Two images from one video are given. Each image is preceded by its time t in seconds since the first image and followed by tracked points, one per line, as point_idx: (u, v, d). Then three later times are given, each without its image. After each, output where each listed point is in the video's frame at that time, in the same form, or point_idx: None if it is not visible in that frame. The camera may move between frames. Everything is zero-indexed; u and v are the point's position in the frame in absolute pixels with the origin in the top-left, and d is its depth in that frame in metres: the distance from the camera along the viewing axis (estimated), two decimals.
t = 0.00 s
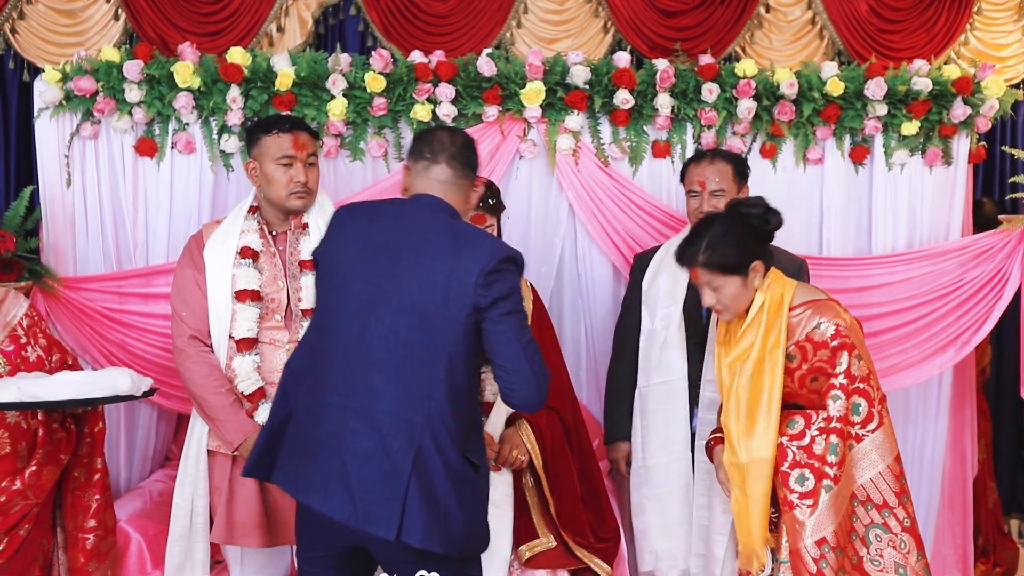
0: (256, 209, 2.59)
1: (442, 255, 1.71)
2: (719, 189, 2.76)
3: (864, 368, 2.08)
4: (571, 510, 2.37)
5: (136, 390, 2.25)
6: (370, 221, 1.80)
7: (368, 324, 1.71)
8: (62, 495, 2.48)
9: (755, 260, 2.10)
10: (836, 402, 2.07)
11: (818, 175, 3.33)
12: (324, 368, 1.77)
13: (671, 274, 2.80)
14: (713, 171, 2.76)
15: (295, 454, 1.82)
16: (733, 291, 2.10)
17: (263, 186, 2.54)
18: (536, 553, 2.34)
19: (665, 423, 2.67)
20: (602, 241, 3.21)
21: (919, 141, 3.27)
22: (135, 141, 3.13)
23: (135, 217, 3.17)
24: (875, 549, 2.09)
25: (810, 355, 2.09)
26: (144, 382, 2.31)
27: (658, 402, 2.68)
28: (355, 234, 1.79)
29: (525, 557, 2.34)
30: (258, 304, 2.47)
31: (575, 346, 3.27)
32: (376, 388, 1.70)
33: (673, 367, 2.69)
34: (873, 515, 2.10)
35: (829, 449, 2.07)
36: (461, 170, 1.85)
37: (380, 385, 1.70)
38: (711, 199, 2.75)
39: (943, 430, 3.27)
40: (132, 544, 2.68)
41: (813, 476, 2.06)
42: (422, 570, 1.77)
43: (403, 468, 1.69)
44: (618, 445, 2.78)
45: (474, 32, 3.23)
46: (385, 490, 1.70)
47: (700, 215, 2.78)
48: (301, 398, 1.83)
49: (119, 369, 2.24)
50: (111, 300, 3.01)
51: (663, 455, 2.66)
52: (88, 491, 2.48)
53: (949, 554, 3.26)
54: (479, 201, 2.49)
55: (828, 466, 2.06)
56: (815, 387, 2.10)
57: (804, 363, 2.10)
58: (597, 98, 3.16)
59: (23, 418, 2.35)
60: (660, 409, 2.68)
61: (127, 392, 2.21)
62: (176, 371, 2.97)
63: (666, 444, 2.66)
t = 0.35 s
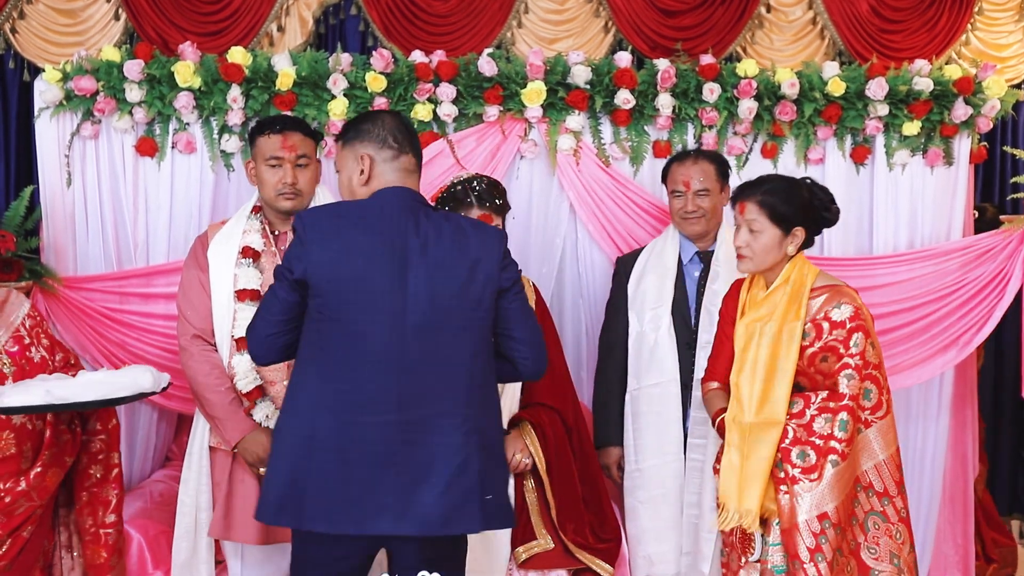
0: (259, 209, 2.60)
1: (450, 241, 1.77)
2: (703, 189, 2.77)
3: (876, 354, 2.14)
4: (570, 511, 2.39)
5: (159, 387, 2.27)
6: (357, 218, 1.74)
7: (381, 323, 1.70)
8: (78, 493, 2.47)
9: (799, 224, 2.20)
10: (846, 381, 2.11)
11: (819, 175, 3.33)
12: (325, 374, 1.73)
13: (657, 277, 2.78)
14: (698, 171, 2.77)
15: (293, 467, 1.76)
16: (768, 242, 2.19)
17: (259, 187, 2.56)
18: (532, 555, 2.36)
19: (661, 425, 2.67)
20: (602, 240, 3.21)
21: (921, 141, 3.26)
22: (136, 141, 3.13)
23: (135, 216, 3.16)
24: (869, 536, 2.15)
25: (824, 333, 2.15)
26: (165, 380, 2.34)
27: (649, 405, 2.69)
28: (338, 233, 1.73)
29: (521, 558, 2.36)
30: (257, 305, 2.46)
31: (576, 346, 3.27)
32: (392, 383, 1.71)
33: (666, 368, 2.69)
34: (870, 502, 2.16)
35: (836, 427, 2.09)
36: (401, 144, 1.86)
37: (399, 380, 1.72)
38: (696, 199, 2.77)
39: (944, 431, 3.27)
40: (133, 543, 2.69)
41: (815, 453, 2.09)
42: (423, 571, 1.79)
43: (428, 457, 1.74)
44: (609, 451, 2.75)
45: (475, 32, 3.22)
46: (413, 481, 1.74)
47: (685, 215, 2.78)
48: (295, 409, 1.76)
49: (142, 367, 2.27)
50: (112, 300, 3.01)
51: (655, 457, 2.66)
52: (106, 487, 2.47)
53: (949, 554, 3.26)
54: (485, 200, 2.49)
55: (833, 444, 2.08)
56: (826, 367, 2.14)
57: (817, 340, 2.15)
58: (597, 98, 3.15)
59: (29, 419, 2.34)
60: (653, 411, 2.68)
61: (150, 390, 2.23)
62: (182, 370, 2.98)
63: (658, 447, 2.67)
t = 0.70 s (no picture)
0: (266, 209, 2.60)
1: (427, 249, 1.85)
2: (697, 189, 2.76)
3: (895, 349, 2.23)
4: (573, 511, 2.38)
5: (139, 395, 2.30)
6: (340, 233, 1.76)
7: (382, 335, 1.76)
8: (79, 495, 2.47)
9: (834, 213, 2.30)
10: (866, 373, 2.20)
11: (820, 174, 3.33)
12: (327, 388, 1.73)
13: (653, 277, 2.77)
14: (691, 171, 2.77)
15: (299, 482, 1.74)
16: (802, 225, 2.30)
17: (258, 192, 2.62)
18: (534, 555, 2.35)
19: (660, 425, 2.66)
20: (603, 239, 3.20)
21: (923, 140, 3.26)
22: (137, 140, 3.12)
23: (136, 215, 3.16)
24: (881, 527, 2.26)
25: (846, 324, 2.23)
26: (147, 385, 2.36)
27: (648, 406, 2.68)
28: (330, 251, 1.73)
29: (524, 558, 2.36)
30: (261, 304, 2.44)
31: (577, 345, 3.27)
32: (392, 389, 1.77)
33: (666, 368, 2.68)
34: (884, 494, 2.26)
35: (856, 418, 2.19)
36: (344, 146, 1.90)
37: (398, 389, 1.78)
38: (690, 200, 2.76)
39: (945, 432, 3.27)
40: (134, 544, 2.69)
41: (832, 443, 2.19)
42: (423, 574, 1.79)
43: (425, 458, 1.83)
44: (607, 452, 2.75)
45: (476, 32, 3.22)
46: (414, 484, 1.81)
47: (679, 216, 2.77)
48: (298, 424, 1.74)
49: (122, 375, 2.28)
50: (113, 299, 3.01)
51: (654, 458, 2.66)
52: (107, 490, 2.48)
53: (952, 554, 3.26)
54: (492, 200, 2.48)
55: (852, 435, 2.18)
56: (843, 358, 2.23)
57: (838, 330, 2.24)
58: (599, 97, 3.15)
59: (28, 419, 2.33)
60: (652, 412, 2.67)
61: (129, 399, 2.25)
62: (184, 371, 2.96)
63: (657, 448, 2.66)
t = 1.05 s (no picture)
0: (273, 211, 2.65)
1: (313, 237, 1.96)
2: (697, 189, 2.76)
3: (934, 351, 2.26)
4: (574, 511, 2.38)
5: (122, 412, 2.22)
6: (226, 230, 1.84)
7: (275, 323, 1.86)
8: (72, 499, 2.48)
9: (879, 213, 2.35)
10: (905, 375, 2.23)
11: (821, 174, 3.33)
12: (227, 378, 1.82)
13: (655, 276, 2.77)
14: (692, 171, 2.76)
15: (198, 472, 1.81)
16: (847, 224, 2.34)
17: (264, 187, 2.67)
18: (535, 556, 2.33)
19: (661, 425, 2.66)
20: (603, 239, 3.20)
21: (923, 140, 3.25)
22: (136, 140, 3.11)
23: (135, 215, 3.15)
24: (910, 528, 2.29)
25: (886, 324, 2.27)
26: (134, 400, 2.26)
27: (648, 406, 2.68)
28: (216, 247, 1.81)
29: (524, 559, 2.33)
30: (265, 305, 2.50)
31: (576, 345, 3.27)
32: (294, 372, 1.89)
33: (666, 367, 2.68)
34: (915, 496, 2.30)
35: (895, 419, 2.21)
36: (237, 141, 1.98)
37: (294, 372, 1.89)
38: (690, 199, 2.76)
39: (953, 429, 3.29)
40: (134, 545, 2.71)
41: (869, 443, 2.22)
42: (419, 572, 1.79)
43: (328, 436, 1.96)
44: (608, 452, 2.76)
45: (475, 32, 3.22)
46: (320, 461, 1.94)
47: (679, 215, 2.77)
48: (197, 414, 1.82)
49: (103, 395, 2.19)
50: (112, 299, 3.00)
51: (654, 458, 2.66)
52: (100, 494, 2.48)
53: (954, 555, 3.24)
54: (490, 198, 2.48)
55: (890, 436, 2.21)
56: (882, 358, 2.26)
57: (877, 330, 2.27)
58: (599, 97, 3.15)
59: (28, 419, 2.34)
60: (652, 412, 2.67)
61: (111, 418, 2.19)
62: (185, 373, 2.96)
63: (657, 448, 2.66)
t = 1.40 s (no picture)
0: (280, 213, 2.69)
1: (253, 235, 2.04)
2: (699, 186, 2.75)
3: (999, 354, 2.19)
4: (579, 513, 2.37)
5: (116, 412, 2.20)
6: (177, 225, 1.88)
7: (226, 316, 1.94)
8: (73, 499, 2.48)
9: (947, 217, 2.27)
10: (971, 378, 2.16)
11: (821, 174, 3.34)
12: (181, 370, 1.88)
13: (658, 275, 2.77)
14: (695, 168, 2.76)
15: (155, 463, 1.86)
16: (915, 230, 2.27)
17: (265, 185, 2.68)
18: (539, 557, 2.32)
19: (662, 426, 2.66)
20: (604, 239, 3.19)
21: (924, 140, 3.26)
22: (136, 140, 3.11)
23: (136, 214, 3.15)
24: (982, 533, 2.21)
25: (948, 326, 2.21)
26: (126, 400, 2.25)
27: (650, 405, 2.68)
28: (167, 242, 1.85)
29: (528, 562, 2.32)
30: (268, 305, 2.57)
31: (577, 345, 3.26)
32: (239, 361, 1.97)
33: (667, 367, 2.68)
34: (985, 500, 2.22)
35: (961, 422, 2.14)
36: (188, 136, 2.02)
37: (241, 361, 1.98)
38: (692, 196, 2.76)
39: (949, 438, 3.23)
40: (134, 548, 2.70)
41: (933, 446, 2.15)
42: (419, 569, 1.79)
43: (269, 422, 2.07)
44: (609, 451, 2.75)
45: (476, 32, 3.22)
46: (265, 447, 2.05)
47: (680, 212, 2.77)
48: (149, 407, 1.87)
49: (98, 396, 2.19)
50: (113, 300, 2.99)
51: (655, 457, 2.66)
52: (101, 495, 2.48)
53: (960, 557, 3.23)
54: (490, 193, 2.48)
55: (956, 439, 2.14)
56: (945, 360, 2.20)
57: (939, 334, 2.22)
58: (599, 97, 3.14)
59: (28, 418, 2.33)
60: (654, 412, 2.67)
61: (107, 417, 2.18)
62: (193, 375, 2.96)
63: (657, 448, 2.66)
